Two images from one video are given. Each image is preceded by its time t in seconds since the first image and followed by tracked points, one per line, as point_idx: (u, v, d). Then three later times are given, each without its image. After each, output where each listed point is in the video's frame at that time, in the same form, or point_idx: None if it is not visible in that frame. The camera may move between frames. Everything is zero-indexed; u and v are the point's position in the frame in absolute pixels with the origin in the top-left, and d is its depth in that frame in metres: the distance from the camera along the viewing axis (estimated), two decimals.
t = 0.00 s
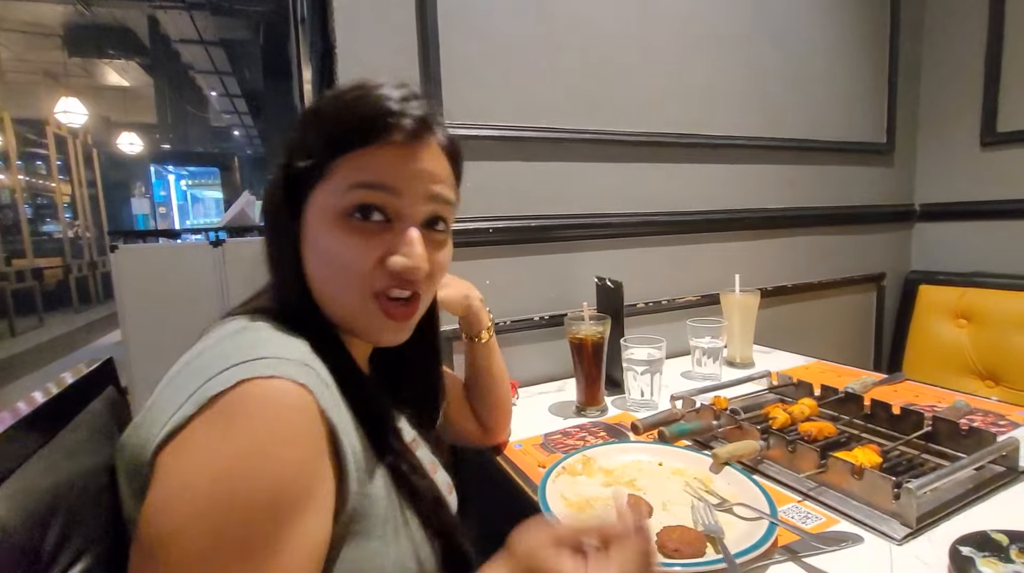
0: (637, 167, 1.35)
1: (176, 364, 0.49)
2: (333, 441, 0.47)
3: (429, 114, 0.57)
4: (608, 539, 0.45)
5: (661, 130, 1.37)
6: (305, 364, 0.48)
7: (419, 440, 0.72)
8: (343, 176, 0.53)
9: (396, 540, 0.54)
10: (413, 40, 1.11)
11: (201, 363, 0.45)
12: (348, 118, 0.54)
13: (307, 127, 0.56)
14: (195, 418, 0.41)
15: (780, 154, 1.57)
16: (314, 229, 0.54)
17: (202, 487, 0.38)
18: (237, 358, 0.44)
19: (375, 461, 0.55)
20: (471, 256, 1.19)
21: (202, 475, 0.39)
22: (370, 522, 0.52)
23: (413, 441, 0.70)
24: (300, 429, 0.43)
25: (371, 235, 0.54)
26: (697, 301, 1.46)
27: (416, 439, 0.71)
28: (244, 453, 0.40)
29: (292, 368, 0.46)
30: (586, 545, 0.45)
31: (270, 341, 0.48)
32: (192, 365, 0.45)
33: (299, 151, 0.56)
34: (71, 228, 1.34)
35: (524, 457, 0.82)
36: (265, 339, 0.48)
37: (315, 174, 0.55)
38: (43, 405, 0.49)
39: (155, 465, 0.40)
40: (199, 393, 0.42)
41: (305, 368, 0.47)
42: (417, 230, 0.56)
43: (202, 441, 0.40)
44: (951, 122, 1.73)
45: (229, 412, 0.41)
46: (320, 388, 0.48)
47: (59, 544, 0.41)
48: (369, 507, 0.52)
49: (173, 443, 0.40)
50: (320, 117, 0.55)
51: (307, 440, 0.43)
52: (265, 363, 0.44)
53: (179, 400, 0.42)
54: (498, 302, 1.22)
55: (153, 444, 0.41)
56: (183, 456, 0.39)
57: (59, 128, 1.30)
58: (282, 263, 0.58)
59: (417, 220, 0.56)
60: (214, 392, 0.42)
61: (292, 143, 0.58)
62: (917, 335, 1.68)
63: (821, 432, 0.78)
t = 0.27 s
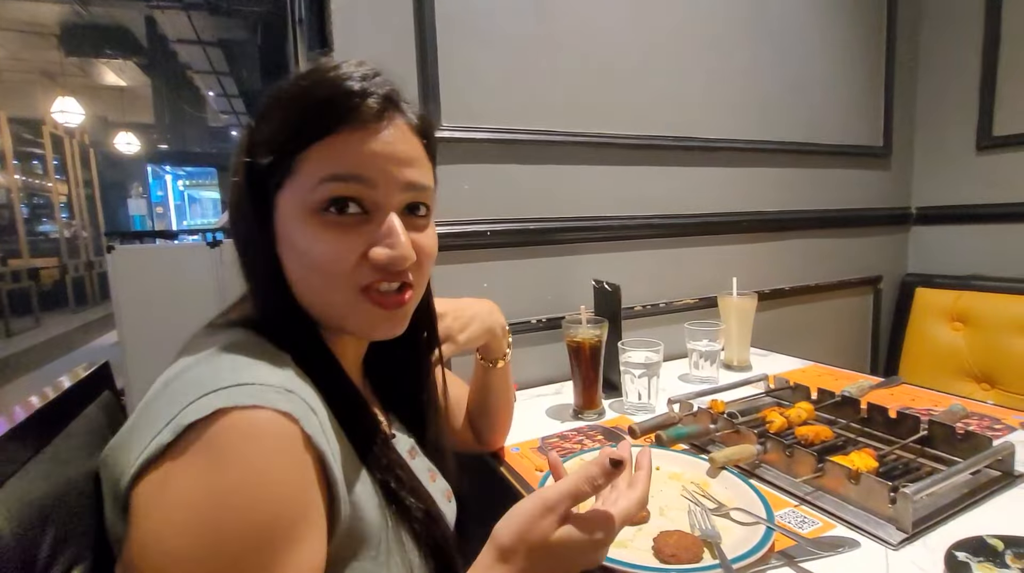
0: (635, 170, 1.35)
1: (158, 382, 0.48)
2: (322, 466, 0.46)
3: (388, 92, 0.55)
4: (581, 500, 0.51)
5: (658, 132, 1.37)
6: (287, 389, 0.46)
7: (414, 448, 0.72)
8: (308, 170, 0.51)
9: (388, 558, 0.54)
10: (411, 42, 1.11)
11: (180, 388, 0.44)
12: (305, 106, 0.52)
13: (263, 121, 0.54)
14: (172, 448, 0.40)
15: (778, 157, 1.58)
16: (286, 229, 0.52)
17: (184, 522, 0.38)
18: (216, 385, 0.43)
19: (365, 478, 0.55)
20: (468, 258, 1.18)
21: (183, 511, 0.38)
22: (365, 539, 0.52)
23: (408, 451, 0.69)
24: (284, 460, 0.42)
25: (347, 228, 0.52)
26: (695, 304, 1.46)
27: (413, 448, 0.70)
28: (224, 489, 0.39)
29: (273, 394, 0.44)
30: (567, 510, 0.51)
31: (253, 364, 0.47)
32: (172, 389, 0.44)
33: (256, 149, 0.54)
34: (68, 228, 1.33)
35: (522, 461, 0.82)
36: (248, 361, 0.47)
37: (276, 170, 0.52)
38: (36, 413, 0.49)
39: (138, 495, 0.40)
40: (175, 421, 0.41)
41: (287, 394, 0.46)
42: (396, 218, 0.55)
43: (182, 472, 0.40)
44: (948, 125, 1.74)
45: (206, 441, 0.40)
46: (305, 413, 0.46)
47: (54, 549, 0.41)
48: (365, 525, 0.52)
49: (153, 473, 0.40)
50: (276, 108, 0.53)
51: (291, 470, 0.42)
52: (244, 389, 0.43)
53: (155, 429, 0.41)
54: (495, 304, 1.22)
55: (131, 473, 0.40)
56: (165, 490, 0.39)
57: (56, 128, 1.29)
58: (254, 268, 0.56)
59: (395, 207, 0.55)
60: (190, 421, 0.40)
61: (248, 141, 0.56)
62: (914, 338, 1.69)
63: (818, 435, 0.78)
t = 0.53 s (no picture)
0: (633, 170, 1.36)
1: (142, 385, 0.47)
2: (311, 464, 0.46)
3: (402, 91, 0.56)
4: (569, 495, 0.51)
5: (656, 133, 1.37)
6: (274, 389, 0.46)
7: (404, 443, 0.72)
8: (325, 164, 0.50)
9: (382, 557, 0.54)
10: (410, 43, 1.11)
11: (167, 391, 0.44)
12: (318, 98, 0.51)
13: (265, 106, 0.52)
14: (160, 452, 0.40)
15: (775, 158, 1.58)
16: (293, 222, 0.51)
17: (173, 525, 0.38)
18: (202, 387, 0.43)
19: (358, 478, 0.55)
20: (467, 258, 1.19)
21: (173, 516, 0.38)
22: (356, 541, 0.52)
23: (397, 445, 0.70)
24: (274, 460, 0.42)
25: (357, 225, 0.52)
26: (693, 304, 1.47)
27: (403, 442, 0.71)
28: (213, 491, 0.39)
29: (260, 395, 0.44)
30: (556, 504, 0.51)
31: (240, 364, 0.47)
32: (158, 392, 0.44)
33: (256, 134, 0.52)
34: (64, 228, 1.34)
35: (520, 460, 0.82)
36: (234, 362, 0.47)
37: (283, 160, 0.51)
38: (30, 413, 0.49)
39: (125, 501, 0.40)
40: (162, 426, 0.40)
41: (274, 393, 0.46)
42: (406, 214, 0.56)
43: (170, 476, 0.39)
44: (944, 126, 1.75)
45: (195, 445, 0.40)
46: (292, 413, 0.46)
47: (47, 549, 0.41)
48: (356, 527, 0.51)
49: (139, 477, 0.40)
50: (282, 95, 0.51)
51: (282, 470, 0.42)
52: (231, 390, 0.43)
53: (141, 434, 0.41)
54: (494, 305, 1.23)
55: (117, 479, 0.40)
56: (153, 495, 0.39)
57: (53, 127, 1.30)
58: (243, 260, 0.54)
59: (405, 204, 0.56)
60: (178, 425, 0.40)
61: (245, 124, 0.53)
62: (910, 338, 1.70)
63: (815, 435, 0.79)
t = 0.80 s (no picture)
0: (629, 171, 1.36)
1: (143, 388, 0.47)
2: (321, 463, 0.46)
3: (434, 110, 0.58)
4: (583, 505, 0.49)
5: (653, 133, 1.38)
6: (287, 391, 0.46)
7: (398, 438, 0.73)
8: (374, 181, 0.52)
9: (386, 558, 0.54)
10: (407, 42, 1.11)
11: (173, 394, 0.43)
12: (364, 116, 0.51)
13: (300, 108, 0.50)
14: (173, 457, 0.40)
15: (771, 158, 1.59)
16: (338, 233, 0.52)
17: (187, 530, 0.38)
18: (215, 390, 0.43)
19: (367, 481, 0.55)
20: (463, 258, 1.19)
21: (190, 522, 0.39)
22: (360, 538, 0.52)
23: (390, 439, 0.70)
24: (287, 461, 0.42)
25: (396, 236, 0.55)
26: (689, 304, 1.47)
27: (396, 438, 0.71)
28: (227, 496, 0.39)
29: (274, 398, 0.44)
30: (568, 515, 0.49)
31: (247, 365, 0.47)
32: (164, 395, 0.43)
33: (286, 136, 0.50)
34: (61, 229, 1.33)
35: (516, 460, 0.82)
36: (245, 362, 0.46)
37: (327, 171, 0.51)
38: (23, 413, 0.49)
39: (138, 506, 0.40)
40: (175, 430, 0.40)
41: (287, 395, 0.45)
42: (428, 223, 0.61)
43: (183, 481, 0.39)
44: (940, 127, 1.76)
45: (210, 451, 0.40)
46: (305, 414, 0.46)
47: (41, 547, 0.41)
48: (359, 525, 0.51)
49: (153, 482, 0.40)
50: (321, 103, 0.50)
51: (294, 470, 0.43)
52: (245, 393, 0.43)
53: (154, 437, 0.41)
54: (491, 305, 1.23)
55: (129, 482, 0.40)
56: (169, 500, 0.39)
57: (50, 127, 1.30)
58: (255, 254, 0.54)
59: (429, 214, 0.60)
60: (191, 430, 0.40)
61: (271, 120, 0.51)
62: (906, 338, 1.70)
63: (810, 434, 0.79)
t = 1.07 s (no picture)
0: (627, 170, 1.35)
1: (133, 384, 0.46)
2: (313, 457, 0.46)
3: (426, 107, 0.58)
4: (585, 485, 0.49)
5: (650, 133, 1.37)
6: (277, 384, 0.45)
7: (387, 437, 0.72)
8: (364, 175, 0.52)
9: (379, 552, 0.53)
10: (403, 39, 1.10)
11: (162, 390, 0.42)
12: (356, 110, 0.51)
13: (292, 102, 0.50)
14: (163, 454, 0.39)
15: (769, 158, 1.58)
16: (328, 227, 0.52)
17: (180, 528, 0.38)
18: (203, 385, 0.42)
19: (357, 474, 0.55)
20: (459, 258, 1.18)
21: (182, 520, 0.38)
22: (351, 534, 0.51)
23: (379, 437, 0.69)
24: (279, 456, 0.42)
25: (388, 231, 0.56)
26: (687, 304, 1.46)
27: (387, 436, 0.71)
28: (217, 493, 0.39)
29: (264, 392, 0.43)
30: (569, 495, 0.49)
31: (237, 359, 0.46)
32: (152, 391, 0.43)
33: (277, 129, 0.50)
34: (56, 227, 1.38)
35: (511, 460, 0.81)
36: (234, 357, 0.46)
37: (319, 165, 0.50)
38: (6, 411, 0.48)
39: (130, 504, 0.39)
40: (165, 426, 0.40)
41: (278, 389, 0.45)
42: (419, 218, 0.61)
43: (174, 479, 0.39)
44: (937, 127, 1.75)
45: (199, 448, 0.39)
46: (295, 408, 0.45)
47: (19, 548, 0.39)
48: (351, 519, 0.50)
49: (143, 480, 0.39)
50: (314, 99, 0.50)
51: (287, 465, 0.42)
52: (235, 387, 0.42)
53: (143, 435, 0.40)
54: (487, 304, 1.22)
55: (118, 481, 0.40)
56: (162, 498, 0.39)
57: (45, 126, 1.34)
58: (245, 248, 0.53)
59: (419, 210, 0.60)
60: (181, 426, 0.40)
61: (261, 113, 0.50)
62: (903, 339, 1.70)
63: (808, 435, 0.79)
